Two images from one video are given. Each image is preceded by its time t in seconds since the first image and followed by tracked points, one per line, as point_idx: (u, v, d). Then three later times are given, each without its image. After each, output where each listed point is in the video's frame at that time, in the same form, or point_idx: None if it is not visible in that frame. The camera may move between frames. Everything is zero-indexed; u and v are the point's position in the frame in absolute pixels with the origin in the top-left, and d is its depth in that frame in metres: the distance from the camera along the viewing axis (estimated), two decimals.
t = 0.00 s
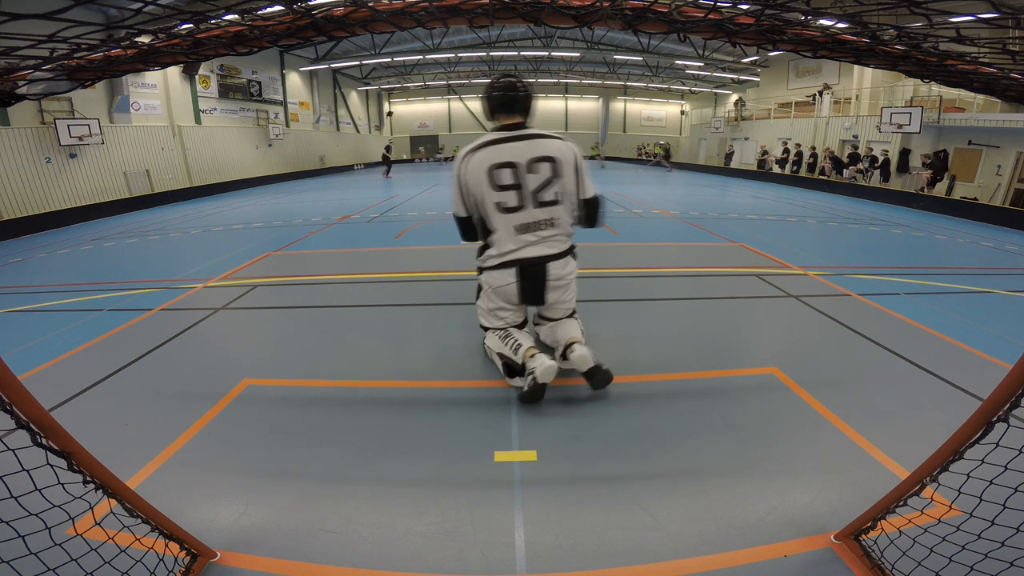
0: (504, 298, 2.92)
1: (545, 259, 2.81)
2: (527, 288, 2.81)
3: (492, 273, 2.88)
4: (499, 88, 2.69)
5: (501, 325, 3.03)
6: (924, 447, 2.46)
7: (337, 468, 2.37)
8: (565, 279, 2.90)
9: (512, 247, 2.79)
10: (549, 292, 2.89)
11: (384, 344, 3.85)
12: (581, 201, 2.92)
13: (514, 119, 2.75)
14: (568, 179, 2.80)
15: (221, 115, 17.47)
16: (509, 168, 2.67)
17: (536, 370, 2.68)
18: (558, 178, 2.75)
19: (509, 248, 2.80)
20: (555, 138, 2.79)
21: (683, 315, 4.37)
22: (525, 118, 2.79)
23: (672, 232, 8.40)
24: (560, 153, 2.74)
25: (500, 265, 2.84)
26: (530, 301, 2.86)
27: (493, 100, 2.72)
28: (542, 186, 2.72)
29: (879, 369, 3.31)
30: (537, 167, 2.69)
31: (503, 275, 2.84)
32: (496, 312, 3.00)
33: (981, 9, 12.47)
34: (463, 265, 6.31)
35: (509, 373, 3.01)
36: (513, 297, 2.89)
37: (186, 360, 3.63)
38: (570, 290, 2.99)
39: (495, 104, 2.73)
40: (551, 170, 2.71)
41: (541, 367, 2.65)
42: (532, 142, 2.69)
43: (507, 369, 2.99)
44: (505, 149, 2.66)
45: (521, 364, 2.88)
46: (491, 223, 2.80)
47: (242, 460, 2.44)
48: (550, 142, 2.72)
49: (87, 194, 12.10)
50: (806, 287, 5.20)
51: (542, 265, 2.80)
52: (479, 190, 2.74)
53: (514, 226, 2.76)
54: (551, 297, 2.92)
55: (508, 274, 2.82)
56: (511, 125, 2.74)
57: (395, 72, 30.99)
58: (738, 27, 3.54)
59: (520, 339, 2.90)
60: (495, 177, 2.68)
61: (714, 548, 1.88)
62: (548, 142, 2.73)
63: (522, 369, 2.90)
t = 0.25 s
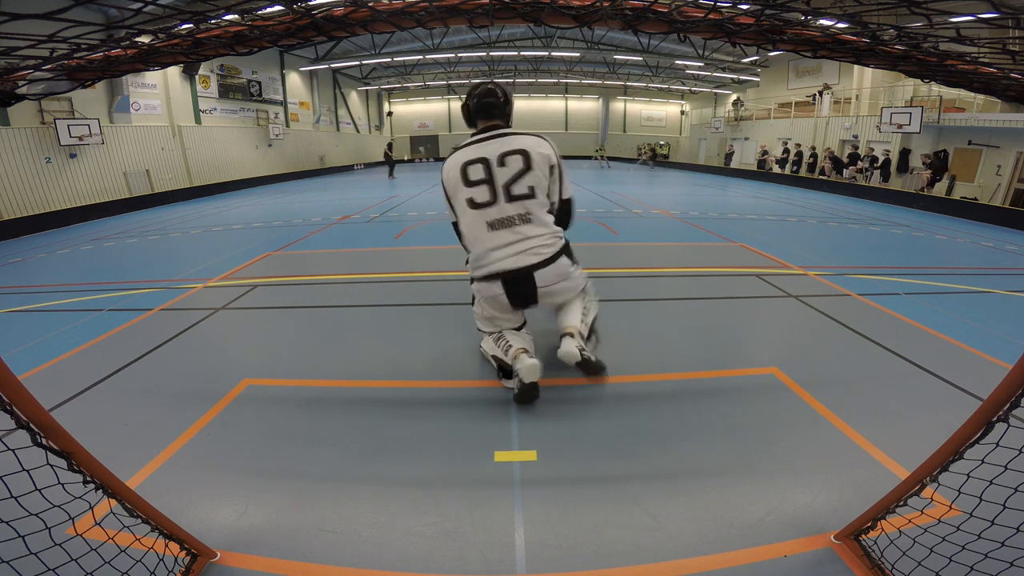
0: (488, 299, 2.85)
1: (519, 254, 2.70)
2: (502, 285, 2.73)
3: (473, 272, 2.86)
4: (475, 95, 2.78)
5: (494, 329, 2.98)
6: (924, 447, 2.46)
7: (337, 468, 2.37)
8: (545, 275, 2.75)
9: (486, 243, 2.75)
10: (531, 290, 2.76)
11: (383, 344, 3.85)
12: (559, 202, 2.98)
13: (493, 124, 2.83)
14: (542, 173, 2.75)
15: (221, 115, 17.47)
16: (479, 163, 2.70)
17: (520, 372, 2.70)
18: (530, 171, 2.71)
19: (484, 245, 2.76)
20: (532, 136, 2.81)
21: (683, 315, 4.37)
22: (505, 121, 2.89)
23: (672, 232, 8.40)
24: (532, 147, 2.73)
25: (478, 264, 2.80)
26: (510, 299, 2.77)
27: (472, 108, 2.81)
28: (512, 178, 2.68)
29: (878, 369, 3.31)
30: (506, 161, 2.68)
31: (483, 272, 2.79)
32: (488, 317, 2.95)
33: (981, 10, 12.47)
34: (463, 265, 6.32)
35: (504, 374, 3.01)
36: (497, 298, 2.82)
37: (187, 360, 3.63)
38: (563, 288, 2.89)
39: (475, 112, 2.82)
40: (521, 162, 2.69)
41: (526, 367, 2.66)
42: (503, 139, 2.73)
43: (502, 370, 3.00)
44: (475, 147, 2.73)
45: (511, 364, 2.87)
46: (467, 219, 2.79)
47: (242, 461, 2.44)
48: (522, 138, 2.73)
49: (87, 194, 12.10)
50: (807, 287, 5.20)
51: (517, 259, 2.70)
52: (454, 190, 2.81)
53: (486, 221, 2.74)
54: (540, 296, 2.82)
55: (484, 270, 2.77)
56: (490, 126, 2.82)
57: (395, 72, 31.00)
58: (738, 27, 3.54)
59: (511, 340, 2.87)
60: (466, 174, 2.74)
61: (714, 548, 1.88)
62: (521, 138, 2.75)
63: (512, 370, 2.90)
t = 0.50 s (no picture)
0: (483, 306, 2.75)
1: (508, 261, 2.54)
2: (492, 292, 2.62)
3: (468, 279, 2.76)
4: (486, 109, 2.71)
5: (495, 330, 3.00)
6: (924, 448, 2.46)
7: (337, 468, 2.37)
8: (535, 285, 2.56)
9: (477, 248, 2.63)
10: (523, 300, 2.61)
11: (383, 344, 3.85)
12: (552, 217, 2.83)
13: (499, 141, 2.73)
14: (540, 180, 2.60)
15: (221, 115, 17.47)
16: (476, 167, 2.64)
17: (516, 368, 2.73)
18: (527, 176, 2.57)
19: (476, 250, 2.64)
20: (536, 147, 2.71)
21: (682, 315, 4.37)
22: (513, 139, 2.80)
23: (673, 232, 8.40)
24: (532, 154, 2.62)
25: (470, 270, 2.69)
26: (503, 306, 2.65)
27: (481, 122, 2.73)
28: (506, 183, 2.55)
29: (878, 369, 3.31)
30: (502, 165, 2.57)
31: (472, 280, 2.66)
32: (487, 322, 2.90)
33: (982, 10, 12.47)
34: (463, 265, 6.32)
35: (503, 374, 3.01)
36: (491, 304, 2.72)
37: (187, 360, 3.63)
38: (562, 299, 2.68)
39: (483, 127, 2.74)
40: (517, 167, 2.56)
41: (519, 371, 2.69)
42: (504, 146, 2.66)
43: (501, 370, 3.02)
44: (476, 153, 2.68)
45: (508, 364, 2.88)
46: (462, 224, 2.71)
47: (242, 461, 2.44)
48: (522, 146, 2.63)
49: (87, 194, 12.10)
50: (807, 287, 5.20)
51: (505, 266, 2.55)
52: (455, 196, 2.76)
53: (478, 226, 2.61)
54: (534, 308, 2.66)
55: (475, 277, 2.66)
56: (497, 142, 2.72)
57: (395, 72, 31.00)
58: (738, 27, 3.54)
59: (509, 340, 2.88)
60: (464, 179, 2.68)
61: (714, 549, 1.88)
62: (522, 148, 2.67)
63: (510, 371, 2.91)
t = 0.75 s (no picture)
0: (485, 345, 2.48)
1: (524, 302, 2.29)
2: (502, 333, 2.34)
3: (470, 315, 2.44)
4: (503, 144, 2.41)
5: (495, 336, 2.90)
6: (924, 448, 2.46)
7: (337, 468, 2.37)
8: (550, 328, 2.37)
9: (487, 284, 2.31)
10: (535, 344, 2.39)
11: (384, 344, 3.85)
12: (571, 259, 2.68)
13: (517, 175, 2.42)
14: (561, 218, 2.38)
15: (221, 115, 17.46)
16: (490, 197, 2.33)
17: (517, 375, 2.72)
18: (548, 212, 2.34)
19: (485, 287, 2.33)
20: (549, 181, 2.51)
21: (682, 315, 4.38)
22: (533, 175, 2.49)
23: (673, 232, 8.40)
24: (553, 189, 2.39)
25: (475, 308, 2.37)
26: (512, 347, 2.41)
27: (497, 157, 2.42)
28: (526, 217, 2.29)
29: (878, 369, 3.31)
30: (521, 197, 2.30)
31: (484, 323, 2.36)
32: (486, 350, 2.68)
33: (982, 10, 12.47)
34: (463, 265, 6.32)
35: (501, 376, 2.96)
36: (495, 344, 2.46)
37: (187, 359, 3.63)
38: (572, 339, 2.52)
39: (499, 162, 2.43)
40: (539, 201, 2.32)
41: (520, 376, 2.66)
42: (520, 177, 2.41)
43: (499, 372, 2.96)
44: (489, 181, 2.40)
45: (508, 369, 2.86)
46: (469, 256, 2.37)
47: (242, 461, 2.44)
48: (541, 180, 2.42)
49: (87, 194, 12.09)
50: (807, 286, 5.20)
51: (520, 308, 2.28)
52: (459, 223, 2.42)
53: (490, 262, 2.31)
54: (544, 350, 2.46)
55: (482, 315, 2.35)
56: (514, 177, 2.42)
57: (395, 72, 31.00)
58: (738, 27, 3.54)
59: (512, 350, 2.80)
60: (475, 207, 2.35)
61: (714, 549, 1.88)
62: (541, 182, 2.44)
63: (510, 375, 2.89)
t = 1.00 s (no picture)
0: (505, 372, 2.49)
1: (550, 335, 2.30)
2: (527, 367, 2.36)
3: (490, 345, 2.41)
4: (507, 152, 2.32)
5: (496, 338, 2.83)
6: (923, 448, 2.46)
7: (337, 469, 2.37)
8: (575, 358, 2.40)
9: (511, 318, 2.29)
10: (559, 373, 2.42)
11: (384, 344, 3.85)
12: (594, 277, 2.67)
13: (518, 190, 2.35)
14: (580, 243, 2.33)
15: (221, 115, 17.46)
16: (509, 226, 2.21)
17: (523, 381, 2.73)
18: (569, 240, 2.27)
19: (507, 320, 2.30)
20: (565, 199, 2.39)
21: (683, 315, 4.38)
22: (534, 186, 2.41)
23: (673, 232, 8.40)
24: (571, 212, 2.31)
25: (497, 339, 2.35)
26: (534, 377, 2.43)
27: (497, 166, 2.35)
28: (548, 248, 2.23)
29: (878, 369, 3.31)
30: (542, 226, 2.22)
31: (508, 355, 2.35)
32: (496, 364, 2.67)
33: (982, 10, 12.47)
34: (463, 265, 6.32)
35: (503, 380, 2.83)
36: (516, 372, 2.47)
37: (187, 359, 3.63)
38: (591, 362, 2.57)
39: (500, 172, 2.35)
40: (559, 231, 2.25)
41: (527, 386, 2.77)
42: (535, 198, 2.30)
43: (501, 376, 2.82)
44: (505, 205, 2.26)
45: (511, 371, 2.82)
46: (488, 288, 2.29)
47: (242, 461, 2.44)
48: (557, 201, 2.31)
49: (87, 194, 12.09)
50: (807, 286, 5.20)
51: (546, 341, 2.30)
52: (473, 251, 2.29)
53: (513, 295, 2.25)
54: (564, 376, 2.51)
55: (505, 348, 2.35)
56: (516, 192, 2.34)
57: (395, 72, 31.00)
58: (738, 27, 3.54)
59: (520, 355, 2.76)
60: (492, 236, 2.23)
61: (714, 548, 1.88)
62: (556, 200, 2.33)
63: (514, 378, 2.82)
